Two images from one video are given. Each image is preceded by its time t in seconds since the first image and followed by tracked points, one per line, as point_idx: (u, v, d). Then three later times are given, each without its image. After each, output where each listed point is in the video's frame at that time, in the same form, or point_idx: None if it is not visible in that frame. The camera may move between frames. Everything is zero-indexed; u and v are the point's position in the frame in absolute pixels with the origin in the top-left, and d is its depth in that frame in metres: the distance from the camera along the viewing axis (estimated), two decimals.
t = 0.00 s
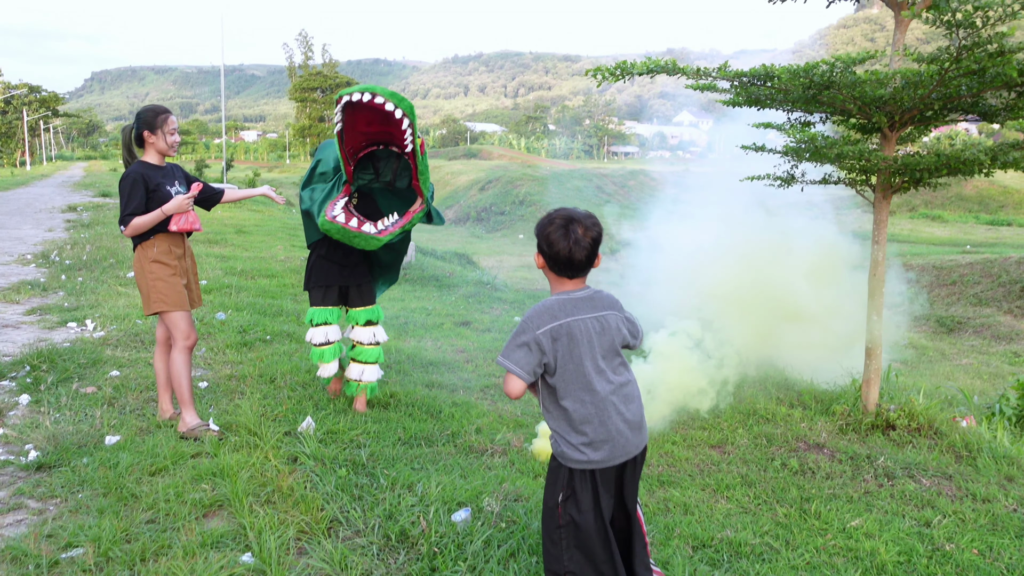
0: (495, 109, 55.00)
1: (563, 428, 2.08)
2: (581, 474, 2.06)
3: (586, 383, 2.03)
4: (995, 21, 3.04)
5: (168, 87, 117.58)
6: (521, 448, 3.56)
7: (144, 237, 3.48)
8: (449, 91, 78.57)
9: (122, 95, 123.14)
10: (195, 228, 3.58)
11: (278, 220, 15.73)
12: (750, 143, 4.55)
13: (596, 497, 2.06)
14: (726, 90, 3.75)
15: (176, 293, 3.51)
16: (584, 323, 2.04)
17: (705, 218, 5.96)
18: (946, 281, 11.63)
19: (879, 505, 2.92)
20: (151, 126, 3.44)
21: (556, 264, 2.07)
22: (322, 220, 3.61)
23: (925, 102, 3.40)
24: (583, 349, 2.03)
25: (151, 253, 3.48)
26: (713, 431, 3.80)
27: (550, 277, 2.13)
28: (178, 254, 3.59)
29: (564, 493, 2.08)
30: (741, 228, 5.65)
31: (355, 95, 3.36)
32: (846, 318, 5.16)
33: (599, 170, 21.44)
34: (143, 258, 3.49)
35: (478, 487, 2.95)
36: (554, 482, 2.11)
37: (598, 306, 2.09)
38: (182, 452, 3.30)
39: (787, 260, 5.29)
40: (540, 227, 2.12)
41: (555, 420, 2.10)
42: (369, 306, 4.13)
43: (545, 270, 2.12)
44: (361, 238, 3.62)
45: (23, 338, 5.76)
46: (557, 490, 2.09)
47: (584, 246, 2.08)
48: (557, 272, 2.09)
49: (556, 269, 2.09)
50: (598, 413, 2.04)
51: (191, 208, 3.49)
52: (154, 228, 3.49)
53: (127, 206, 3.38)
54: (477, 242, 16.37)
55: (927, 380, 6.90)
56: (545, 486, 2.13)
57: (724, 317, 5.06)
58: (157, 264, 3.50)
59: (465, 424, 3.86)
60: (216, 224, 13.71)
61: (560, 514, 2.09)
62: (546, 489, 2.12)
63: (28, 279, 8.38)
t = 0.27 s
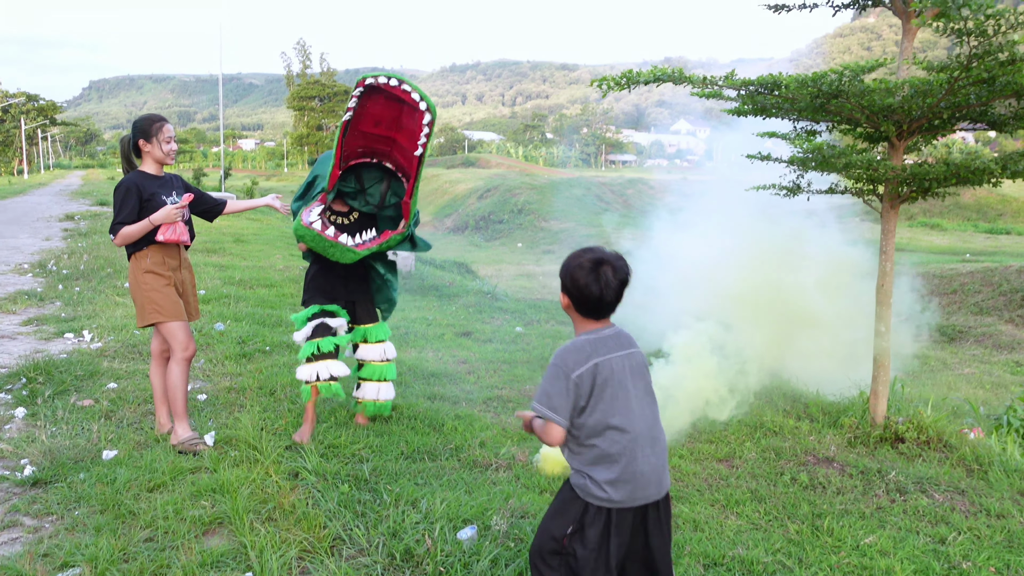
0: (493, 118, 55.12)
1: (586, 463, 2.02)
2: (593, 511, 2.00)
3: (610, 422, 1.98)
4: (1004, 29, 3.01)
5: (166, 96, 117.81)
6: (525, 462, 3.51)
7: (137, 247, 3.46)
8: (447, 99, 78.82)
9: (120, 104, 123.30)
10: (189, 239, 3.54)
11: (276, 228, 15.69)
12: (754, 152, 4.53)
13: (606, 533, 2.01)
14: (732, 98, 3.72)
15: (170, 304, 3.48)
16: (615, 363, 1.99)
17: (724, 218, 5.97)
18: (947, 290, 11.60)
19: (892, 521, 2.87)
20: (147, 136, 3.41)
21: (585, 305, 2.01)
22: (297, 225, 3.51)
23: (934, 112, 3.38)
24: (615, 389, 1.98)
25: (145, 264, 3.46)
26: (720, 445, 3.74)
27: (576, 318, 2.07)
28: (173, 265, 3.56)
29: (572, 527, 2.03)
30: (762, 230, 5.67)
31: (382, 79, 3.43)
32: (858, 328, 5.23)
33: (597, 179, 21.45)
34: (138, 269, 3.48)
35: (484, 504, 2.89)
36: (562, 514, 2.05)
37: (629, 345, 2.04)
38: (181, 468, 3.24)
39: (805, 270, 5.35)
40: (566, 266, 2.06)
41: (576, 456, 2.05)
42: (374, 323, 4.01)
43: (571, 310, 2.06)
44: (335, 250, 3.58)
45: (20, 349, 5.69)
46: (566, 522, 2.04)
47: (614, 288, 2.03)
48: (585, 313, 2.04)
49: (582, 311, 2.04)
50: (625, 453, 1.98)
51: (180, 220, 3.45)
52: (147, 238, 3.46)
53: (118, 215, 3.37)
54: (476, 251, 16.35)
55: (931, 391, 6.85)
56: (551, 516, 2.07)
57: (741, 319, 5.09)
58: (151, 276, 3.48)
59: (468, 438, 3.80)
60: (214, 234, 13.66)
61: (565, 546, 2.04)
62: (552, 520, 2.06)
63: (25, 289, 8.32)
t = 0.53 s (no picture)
0: (491, 126, 55.22)
1: (619, 475, 1.99)
2: (624, 523, 1.97)
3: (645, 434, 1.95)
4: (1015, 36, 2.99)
5: (164, 104, 117.96)
6: (533, 474, 3.45)
7: (132, 255, 3.43)
8: (444, 108, 79.01)
9: (118, 112, 123.40)
10: (183, 248, 3.47)
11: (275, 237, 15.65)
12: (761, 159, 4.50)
13: (635, 547, 1.98)
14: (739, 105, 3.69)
15: (164, 313, 3.42)
16: (652, 374, 1.95)
17: (737, 223, 6.00)
18: (948, 298, 11.59)
19: (908, 535, 2.82)
20: (141, 142, 3.37)
21: (623, 318, 1.96)
22: (299, 266, 3.24)
23: (943, 118, 3.35)
24: (652, 400, 1.94)
25: (138, 272, 3.42)
26: (729, 455, 3.69)
27: (611, 333, 2.03)
28: (168, 273, 3.51)
29: (602, 539, 1.99)
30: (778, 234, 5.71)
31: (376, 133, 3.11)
32: (866, 338, 5.28)
33: (596, 187, 21.45)
34: (132, 277, 3.45)
35: (492, 517, 2.83)
36: (591, 526, 2.01)
37: (665, 356, 2.00)
38: (182, 480, 3.18)
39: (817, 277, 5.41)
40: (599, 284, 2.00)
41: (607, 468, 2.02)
42: (381, 345, 3.84)
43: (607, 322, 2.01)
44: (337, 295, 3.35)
45: (17, 358, 5.63)
46: (596, 534, 2.01)
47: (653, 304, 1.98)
48: (622, 329, 2.00)
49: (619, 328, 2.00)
50: (660, 465, 1.94)
51: (171, 226, 3.38)
52: (142, 246, 3.42)
53: (112, 222, 3.35)
54: (475, 259, 16.31)
55: (936, 400, 6.81)
56: (580, 527, 2.04)
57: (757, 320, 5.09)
58: (146, 284, 3.44)
59: (473, 449, 3.75)
60: (212, 242, 13.61)
61: (593, 559, 2.01)
62: (581, 532, 2.02)
63: (22, 297, 8.25)
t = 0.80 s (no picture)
0: (488, 134, 55.27)
1: (657, 467, 1.96)
2: (668, 519, 1.93)
3: (690, 425, 1.92)
4: None
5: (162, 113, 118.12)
6: (544, 485, 3.40)
7: (131, 263, 3.37)
8: (442, 116, 79.19)
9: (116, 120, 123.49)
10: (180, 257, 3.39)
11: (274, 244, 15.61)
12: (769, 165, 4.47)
13: (680, 548, 1.93)
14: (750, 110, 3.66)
15: (161, 322, 3.35)
16: (696, 363, 1.93)
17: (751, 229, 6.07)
18: (950, 306, 11.56)
19: (929, 546, 2.77)
20: (141, 147, 3.32)
21: (673, 306, 1.92)
22: (317, 359, 2.92)
23: (957, 123, 3.32)
24: (693, 390, 1.92)
25: (137, 280, 3.37)
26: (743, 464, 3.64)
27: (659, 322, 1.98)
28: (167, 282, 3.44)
29: (645, 535, 1.95)
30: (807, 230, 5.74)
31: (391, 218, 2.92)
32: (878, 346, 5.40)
33: (595, 195, 21.44)
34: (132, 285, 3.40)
35: (505, 529, 2.78)
36: (634, 522, 1.98)
37: (709, 346, 1.98)
38: (189, 491, 3.12)
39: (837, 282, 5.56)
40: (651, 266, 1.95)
41: (650, 463, 1.98)
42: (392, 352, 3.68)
43: (656, 311, 1.98)
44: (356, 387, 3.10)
45: (17, 367, 5.57)
46: (638, 531, 1.97)
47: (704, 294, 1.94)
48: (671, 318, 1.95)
49: (667, 315, 1.96)
50: (699, 457, 1.92)
51: (168, 236, 3.30)
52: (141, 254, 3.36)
53: (113, 230, 3.31)
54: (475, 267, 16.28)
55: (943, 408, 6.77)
56: (626, 525, 2.01)
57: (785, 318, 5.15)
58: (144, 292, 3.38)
59: (483, 459, 3.69)
60: (212, 250, 13.56)
61: (637, 558, 1.96)
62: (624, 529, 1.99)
63: (22, 305, 8.19)
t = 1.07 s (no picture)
0: (486, 142, 55.32)
1: (716, 507, 1.90)
2: (712, 556, 1.90)
3: (749, 469, 1.87)
4: None
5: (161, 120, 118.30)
6: (559, 496, 3.36)
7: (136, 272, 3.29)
8: (441, 123, 79.34)
9: (114, 127, 123.69)
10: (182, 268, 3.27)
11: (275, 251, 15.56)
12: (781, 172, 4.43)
13: None
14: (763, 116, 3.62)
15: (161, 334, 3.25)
16: (761, 405, 1.89)
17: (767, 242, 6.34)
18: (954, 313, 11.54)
19: (953, 559, 2.73)
20: (148, 151, 3.27)
21: (734, 349, 1.92)
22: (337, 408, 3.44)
23: (974, 130, 3.29)
24: (756, 432, 1.87)
25: (139, 289, 3.28)
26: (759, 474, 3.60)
27: (721, 367, 1.98)
28: (169, 293, 3.33)
29: (684, 566, 1.93)
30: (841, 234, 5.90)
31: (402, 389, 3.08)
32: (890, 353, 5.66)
33: (595, 203, 21.44)
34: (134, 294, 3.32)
35: (523, 542, 2.73)
36: (674, 552, 1.96)
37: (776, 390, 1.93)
38: (200, 502, 3.08)
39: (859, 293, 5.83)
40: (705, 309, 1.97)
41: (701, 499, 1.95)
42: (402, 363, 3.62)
43: (715, 353, 1.97)
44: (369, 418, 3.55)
45: (20, 375, 5.51)
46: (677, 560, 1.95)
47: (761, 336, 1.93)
48: (730, 359, 1.96)
49: (726, 357, 1.96)
50: (761, 503, 1.87)
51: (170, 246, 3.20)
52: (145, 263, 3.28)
53: (117, 239, 3.25)
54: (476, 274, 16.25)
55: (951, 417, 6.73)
56: (661, 552, 1.99)
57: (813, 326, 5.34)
58: (146, 302, 3.29)
59: (496, 469, 3.64)
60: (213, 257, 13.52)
61: None
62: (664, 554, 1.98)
63: (23, 313, 8.14)
